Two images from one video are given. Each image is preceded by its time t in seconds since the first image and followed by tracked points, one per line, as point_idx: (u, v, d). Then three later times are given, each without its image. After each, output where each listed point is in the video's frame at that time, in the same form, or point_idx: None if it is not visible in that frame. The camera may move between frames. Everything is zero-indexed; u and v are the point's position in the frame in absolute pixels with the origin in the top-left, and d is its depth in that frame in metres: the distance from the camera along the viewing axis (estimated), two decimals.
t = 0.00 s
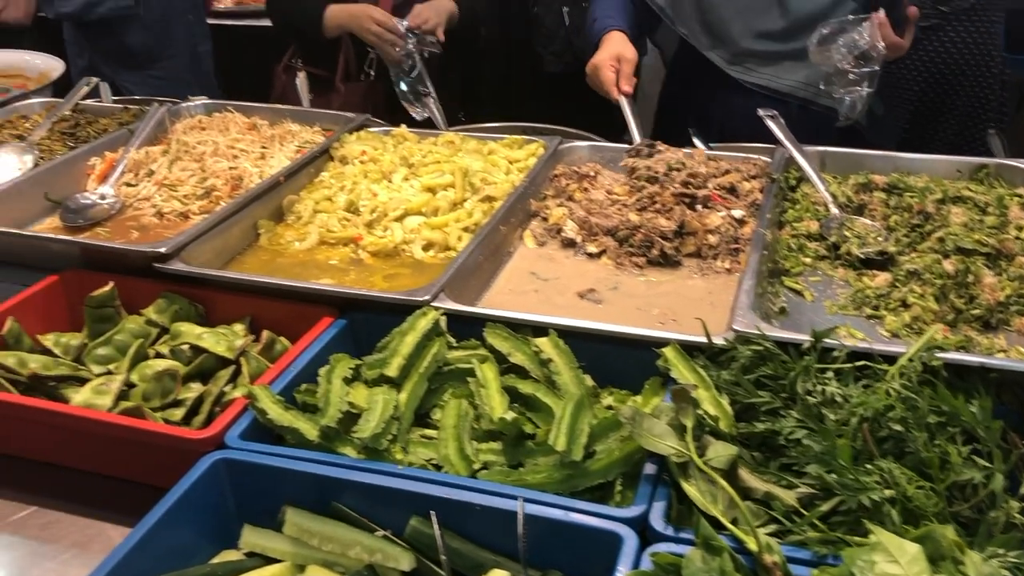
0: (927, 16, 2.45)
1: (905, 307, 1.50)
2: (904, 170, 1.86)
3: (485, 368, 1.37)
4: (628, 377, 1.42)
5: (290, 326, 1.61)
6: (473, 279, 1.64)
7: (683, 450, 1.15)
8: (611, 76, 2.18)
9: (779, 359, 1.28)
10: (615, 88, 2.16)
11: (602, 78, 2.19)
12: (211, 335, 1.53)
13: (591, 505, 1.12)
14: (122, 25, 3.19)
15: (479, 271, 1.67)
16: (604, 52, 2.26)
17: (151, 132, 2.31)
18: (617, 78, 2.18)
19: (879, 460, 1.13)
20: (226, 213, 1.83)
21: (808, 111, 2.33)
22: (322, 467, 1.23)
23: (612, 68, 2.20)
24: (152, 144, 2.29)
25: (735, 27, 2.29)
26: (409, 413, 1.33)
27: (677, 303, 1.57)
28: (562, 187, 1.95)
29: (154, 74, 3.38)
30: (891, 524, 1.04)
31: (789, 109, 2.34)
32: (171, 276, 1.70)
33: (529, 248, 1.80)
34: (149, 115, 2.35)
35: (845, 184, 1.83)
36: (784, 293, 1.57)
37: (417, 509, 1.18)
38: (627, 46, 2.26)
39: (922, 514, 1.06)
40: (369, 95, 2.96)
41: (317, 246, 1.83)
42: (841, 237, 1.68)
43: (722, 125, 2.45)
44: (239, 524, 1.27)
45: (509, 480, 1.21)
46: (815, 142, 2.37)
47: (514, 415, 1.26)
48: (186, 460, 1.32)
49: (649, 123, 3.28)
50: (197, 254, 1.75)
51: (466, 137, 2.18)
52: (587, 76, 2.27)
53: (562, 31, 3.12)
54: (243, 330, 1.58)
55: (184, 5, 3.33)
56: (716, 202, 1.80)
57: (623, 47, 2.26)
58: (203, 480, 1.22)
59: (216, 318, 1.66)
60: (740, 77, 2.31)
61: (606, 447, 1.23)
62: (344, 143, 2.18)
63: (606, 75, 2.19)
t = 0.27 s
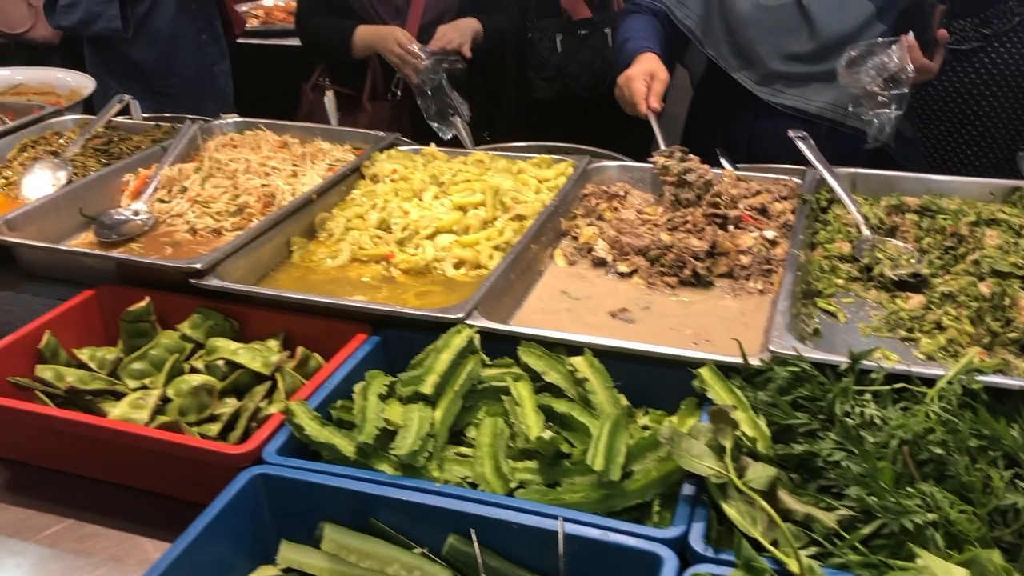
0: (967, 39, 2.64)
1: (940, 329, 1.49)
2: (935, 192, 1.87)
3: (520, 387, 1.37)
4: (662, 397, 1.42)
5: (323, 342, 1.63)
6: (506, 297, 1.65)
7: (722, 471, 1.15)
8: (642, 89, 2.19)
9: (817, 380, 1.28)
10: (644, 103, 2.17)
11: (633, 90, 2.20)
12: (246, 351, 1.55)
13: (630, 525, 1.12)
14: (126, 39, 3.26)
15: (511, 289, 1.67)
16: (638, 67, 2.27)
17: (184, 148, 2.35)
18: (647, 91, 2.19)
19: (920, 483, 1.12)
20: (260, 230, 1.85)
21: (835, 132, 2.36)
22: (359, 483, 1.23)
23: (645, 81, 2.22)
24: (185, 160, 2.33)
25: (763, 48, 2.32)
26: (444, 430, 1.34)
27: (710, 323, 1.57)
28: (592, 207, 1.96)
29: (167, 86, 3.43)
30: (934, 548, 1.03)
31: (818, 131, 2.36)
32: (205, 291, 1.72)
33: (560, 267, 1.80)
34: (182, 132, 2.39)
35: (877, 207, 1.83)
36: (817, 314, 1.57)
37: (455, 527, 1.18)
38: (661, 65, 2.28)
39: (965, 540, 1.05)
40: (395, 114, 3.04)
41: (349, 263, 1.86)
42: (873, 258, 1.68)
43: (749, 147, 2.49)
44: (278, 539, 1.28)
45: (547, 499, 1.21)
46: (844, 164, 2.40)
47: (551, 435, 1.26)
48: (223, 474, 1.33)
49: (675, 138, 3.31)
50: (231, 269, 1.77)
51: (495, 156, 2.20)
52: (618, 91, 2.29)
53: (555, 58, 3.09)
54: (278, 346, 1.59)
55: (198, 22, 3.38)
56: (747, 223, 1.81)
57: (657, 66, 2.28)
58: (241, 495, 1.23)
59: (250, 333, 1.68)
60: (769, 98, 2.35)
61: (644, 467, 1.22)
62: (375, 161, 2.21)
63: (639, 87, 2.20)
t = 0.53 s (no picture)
0: (989, 71, 2.68)
1: (973, 361, 1.48)
2: (964, 223, 1.87)
3: (551, 415, 1.37)
4: (694, 426, 1.42)
5: (353, 368, 1.64)
6: (535, 325, 1.65)
7: (758, 502, 1.15)
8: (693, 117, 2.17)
9: (851, 412, 1.27)
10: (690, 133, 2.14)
11: (686, 116, 2.18)
12: (278, 376, 1.56)
13: (665, 556, 1.11)
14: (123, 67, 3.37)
15: (541, 317, 1.68)
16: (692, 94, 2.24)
17: (215, 175, 2.38)
18: (697, 122, 2.17)
19: (959, 516, 1.10)
20: (290, 257, 1.87)
21: (861, 162, 2.40)
22: (392, 510, 1.23)
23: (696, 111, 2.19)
24: (215, 186, 2.36)
25: (789, 79, 2.40)
26: (476, 458, 1.34)
27: (740, 353, 1.57)
28: (619, 235, 1.97)
29: (165, 112, 3.47)
30: None
31: (844, 162, 2.40)
32: (237, 316, 1.74)
33: (588, 294, 1.81)
34: (212, 158, 2.42)
35: (907, 236, 1.84)
36: (847, 345, 1.57)
37: (490, 555, 1.18)
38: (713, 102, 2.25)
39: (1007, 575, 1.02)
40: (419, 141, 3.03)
41: (379, 289, 1.88)
42: (903, 288, 1.68)
43: (774, 177, 2.54)
44: (310, 566, 1.29)
45: (581, 528, 1.21)
46: (871, 193, 2.40)
47: (584, 464, 1.26)
48: (257, 500, 1.33)
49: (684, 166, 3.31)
50: (263, 295, 1.79)
51: (521, 184, 2.22)
52: (665, 108, 2.26)
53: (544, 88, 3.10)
54: (309, 372, 1.60)
55: (203, 52, 3.45)
56: (776, 252, 1.82)
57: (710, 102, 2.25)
58: (276, 521, 1.23)
59: (281, 359, 1.69)
60: (793, 129, 2.43)
61: (679, 498, 1.22)
62: (403, 188, 2.24)
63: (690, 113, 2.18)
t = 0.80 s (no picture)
0: (994, 100, 2.70)
1: (994, 391, 1.47)
2: (982, 252, 1.88)
3: (570, 443, 1.37)
4: (713, 455, 1.42)
5: (370, 394, 1.64)
6: (552, 352, 1.65)
7: (780, 533, 1.14)
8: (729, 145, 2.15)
9: (872, 441, 1.27)
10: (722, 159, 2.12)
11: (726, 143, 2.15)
12: (297, 403, 1.56)
13: None
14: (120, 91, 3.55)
15: (558, 344, 1.68)
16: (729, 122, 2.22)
17: (233, 200, 2.41)
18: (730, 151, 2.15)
19: (983, 549, 1.10)
20: (307, 283, 1.88)
21: (879, 191, 2.45)
22: (411, 538, 1.23)
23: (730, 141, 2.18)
24: (233, 212, 2.39)
25: (806, 106, 2.44)
26: (495, 486, 1.34)
27: (758, 382, 1.56)
28: (636, 261, 1.98)
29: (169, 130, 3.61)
30: None
31: (861, 189, 2.45)
32: (255, 342, 1.75)
33: (605, 321, 1.81)
34: (230, 185, 2.45)
35: (924, 265, 1.84)
36: (866, 374, 1.56)
37: None
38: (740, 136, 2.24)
39: None
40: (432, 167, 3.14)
41: (396, 315, 1.89)
42: (922, 317, 1.67)
43: (791, 205, 2.57)
44: None
45: (602, 558, 1.21)
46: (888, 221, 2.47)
47: (604, 493, 1.26)
48: (276, 526, 1.33)
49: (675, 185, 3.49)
50: (281, 321, 1.80)
51: (538, 211, 2.23)
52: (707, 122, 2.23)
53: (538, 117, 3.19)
54: (327, 399, 1.60)
55: (201, 79, 3.52)
56: (793, 279, 1.84)
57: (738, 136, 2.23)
58: (296, 549, 1.23)
59: (298, 385, 1.70)
60: (811, 156, 2.46)
61: (699, 528, 1.22)
62: (420, 215, 2.25)
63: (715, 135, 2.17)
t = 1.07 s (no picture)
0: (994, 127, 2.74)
1: (1010, 420, 1.47)
2: (995, 280, 1.88)
3: (585, 471, 1.37)
4: (728, 485, 1.42)
5: (384, 421, 1.64)
6: (566, 379, 1.65)
7: (797, 563, 1.15)
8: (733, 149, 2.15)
9: (889, 471, 1.26)
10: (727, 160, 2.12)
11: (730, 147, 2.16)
12: (311, 429, 1.57)
13: None
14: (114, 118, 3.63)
15: (571, 371, 1.68)
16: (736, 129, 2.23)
17: (247, 225, 2.43)
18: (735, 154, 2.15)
19: None
20: (322, 308, 1.89)
21: (893, 217, 2.48)
22: (426, 567, 1.23)
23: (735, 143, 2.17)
24: (247, 237, 2.41)
25: (819, 133, 2.47)
26: (509, 514, 1.33)
27: (772, 411, 1.56)
28: (648, 288, 1.99)
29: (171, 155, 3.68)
30: None
31: (875, 217, 2.48)
32: (270, 368, 1.75)
33: (618, 348, 1.82)
34: (245, 210, 2.48)
35: (938, 293, 1.85)
36: (881, 403, 1.56)
37: None
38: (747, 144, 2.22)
39: None
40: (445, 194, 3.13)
41: (409, 340, 1.90)
42: (936, 345, 1.67)
43: (804, 232, 2.59)
44: None
45: None
46: (903, 248, 2.49)
47: (619, 522, 1.26)
48: (291, 553, 1.33)
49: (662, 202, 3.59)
50: (295, 346, 1.81)
51: (550, 237, 2.25)
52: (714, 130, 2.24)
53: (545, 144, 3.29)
54: (340, 425, 1.61)
55: (192, 106, 3.60)
56: (806, 307, 1.84)
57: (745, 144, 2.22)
58: None
59: (312, 411, 1.70)
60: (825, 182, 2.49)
61: (716, 557, 1.21)
62: (433, 240, 2.27)
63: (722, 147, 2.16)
